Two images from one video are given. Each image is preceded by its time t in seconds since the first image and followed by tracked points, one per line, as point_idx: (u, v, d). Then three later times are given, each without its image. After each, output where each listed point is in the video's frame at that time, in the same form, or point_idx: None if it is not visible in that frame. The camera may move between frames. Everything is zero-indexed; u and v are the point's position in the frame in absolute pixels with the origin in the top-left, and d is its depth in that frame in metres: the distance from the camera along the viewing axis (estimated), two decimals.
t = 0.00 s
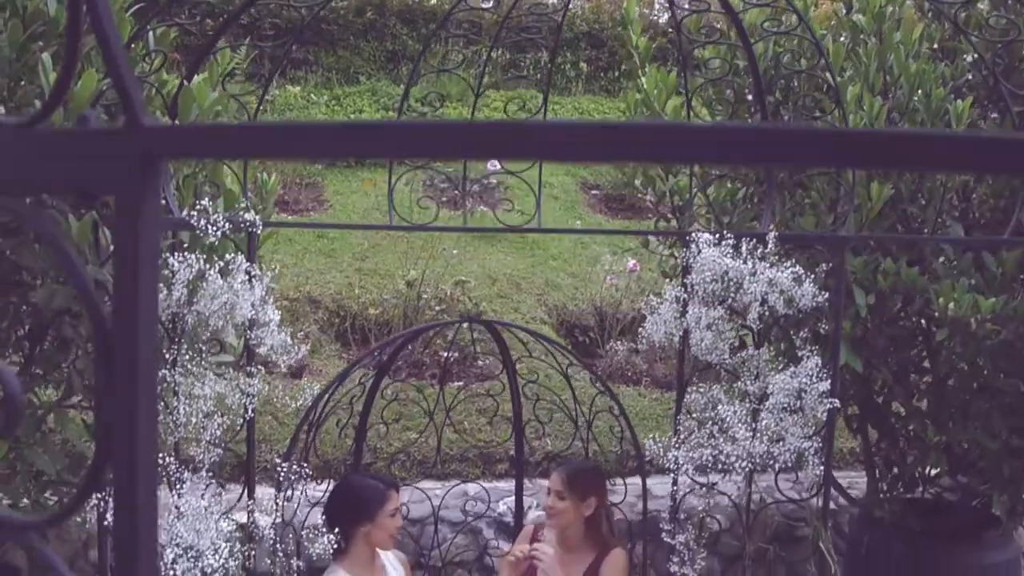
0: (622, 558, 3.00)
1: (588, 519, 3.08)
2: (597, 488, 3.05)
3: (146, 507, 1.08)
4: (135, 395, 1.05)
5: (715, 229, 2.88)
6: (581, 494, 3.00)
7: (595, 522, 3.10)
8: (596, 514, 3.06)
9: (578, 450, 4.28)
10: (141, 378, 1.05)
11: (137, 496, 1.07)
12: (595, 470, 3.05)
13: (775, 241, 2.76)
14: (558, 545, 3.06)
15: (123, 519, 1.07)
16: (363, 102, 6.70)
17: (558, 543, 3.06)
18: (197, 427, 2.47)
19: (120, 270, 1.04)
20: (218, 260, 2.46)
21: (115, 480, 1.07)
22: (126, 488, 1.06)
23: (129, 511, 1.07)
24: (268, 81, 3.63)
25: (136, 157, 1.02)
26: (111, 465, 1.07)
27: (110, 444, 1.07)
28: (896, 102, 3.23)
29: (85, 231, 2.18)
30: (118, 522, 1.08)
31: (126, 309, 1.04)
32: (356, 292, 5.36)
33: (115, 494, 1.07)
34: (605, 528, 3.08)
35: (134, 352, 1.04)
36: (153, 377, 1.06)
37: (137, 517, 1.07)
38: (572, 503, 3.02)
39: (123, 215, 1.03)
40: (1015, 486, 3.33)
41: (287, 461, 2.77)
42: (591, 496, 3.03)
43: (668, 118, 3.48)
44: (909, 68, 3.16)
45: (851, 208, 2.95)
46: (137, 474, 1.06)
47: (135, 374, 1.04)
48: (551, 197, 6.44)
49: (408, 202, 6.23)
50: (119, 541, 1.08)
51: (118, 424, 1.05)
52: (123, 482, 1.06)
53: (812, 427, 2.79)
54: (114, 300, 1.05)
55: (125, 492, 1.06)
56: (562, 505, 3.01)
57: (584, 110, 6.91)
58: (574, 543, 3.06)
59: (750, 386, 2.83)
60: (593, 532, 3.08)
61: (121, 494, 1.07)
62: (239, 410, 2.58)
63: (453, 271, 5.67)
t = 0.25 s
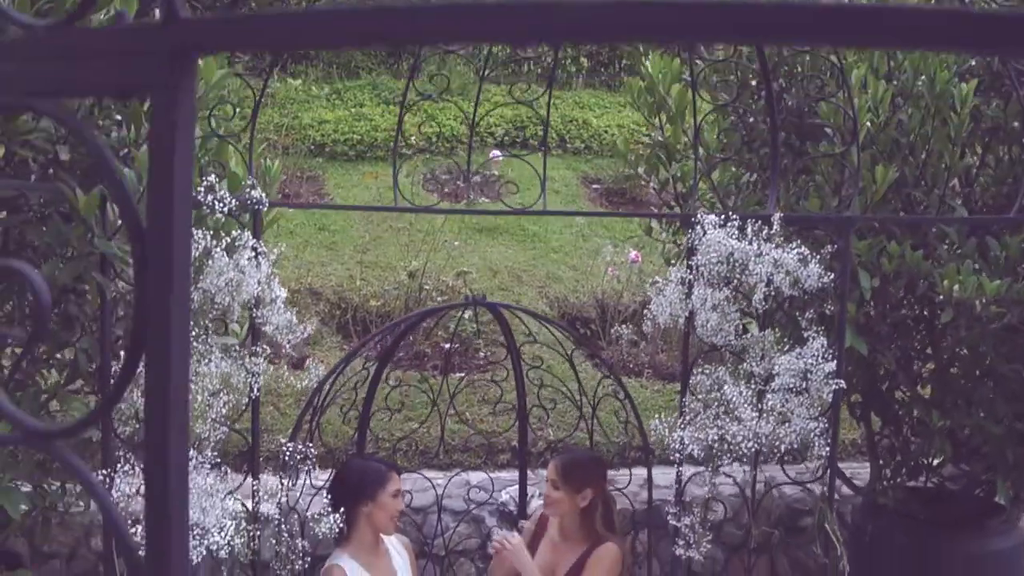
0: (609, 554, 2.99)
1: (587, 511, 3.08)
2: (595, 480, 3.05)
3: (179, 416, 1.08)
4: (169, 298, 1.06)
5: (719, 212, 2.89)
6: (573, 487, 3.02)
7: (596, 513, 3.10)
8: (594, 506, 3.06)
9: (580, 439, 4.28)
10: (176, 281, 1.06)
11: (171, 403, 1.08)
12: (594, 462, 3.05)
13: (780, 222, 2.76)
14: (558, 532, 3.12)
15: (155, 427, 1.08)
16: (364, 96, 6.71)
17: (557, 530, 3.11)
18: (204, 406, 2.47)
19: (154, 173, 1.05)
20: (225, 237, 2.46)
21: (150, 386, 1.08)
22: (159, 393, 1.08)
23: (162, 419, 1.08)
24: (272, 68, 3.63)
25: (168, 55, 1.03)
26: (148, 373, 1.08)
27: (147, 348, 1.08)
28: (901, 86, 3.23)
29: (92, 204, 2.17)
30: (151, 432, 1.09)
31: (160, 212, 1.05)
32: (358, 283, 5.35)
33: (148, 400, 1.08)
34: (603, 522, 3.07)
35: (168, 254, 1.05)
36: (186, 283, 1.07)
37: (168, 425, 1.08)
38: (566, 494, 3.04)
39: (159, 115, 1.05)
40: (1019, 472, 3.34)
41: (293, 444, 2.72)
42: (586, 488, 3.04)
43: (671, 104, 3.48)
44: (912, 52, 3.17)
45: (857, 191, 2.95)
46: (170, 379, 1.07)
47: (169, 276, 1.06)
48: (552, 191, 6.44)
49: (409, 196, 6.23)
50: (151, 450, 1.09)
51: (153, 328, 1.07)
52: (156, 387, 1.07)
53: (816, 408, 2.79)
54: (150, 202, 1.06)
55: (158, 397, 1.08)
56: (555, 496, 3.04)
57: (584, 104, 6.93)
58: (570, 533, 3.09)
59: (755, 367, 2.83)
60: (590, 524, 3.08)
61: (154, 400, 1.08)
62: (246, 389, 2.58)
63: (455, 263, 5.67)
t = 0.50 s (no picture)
0: (583, 540, 2.97)
1: (574, 501, 3.08)
2: (582, 469, 3.06)
3: (205, 361, 1.11)
4: (196, 245, 1.09)
5: (723, 193, 2.89)
6: (558, 474, 3.03)
7: (584, 504, 3.09)
8: (580, 497, 3.06)
9: (581, 428, 4.27)
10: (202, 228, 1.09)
11: (197, 348, 1.10)
12: (583, 452, 3.07)
13: (784, 202, 2.76)
14: (546, 522, 3.13)
15: (178, 373, 1.11)
16: (363, 90, 6.69)
17: (547, 518, 3.12)
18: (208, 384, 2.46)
19: (181, 122, 1.08)
20: (229, 214, 2.45)
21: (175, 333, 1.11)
22: (185, 340, 1.10)
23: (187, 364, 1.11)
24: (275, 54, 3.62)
25: None
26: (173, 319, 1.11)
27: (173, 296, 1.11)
28: (904, 70, 3.23)
29: (96, 176, 2.11)
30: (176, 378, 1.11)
31: (187, 160, 1.08)
32: (358, 275, 5.34)
33: (173, 348, 1.11)
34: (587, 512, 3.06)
35: (196, 201, 1.08)
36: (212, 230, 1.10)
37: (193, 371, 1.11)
38: (553, 482, 3.05)
39: (184, 65, 1.07)
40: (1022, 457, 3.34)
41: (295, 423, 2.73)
42: (573, 477, 3.04)
43: (674, 90, 3.48)
44: (916, 36, 3.18)
45: (861, 171, 2.95)
46: (198, 325, 1.10)
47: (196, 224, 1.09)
48: (552, 184, 6.45)
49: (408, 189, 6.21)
50: (175, 395, 1.11)
51: (180, 276, 1.10)
52: (182, 334, 1.10)
53: (821, 389, 2.78)
54: (176, 152, 1.09)
55: (184, 343, 1.10)
56: (542, 483, 3.06)
57: (583, 99, 6.93)
58: (556, 522, 3.09)
59: (759, 349, 2.82)
60: (576, 514, 3.08)
61: (179, 345, 1.10)
62: (249, 369, 2.57)
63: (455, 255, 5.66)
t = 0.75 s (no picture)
0: (554, 526, 2.95)
1: (558, 490, 3.06)
2: (568, 459, 3.03)
3: (224, 356, 1.15)
4: (216, 247, 1.14)
5: (725, 175, 2.89)
6: (542, 462, 3.01)
7: (569, 494, 3.07)
8: (563, 486, 3.04)
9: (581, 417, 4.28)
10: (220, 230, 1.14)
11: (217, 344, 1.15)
12: (571, 441, 3.04)
13: (787, 183, 2.76)
14: (532, 509, 3.11)
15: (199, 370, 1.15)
16: (362, 84, 6.69)
17: (531, 508, 3.11)
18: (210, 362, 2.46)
19: (201, 129, 1.13)
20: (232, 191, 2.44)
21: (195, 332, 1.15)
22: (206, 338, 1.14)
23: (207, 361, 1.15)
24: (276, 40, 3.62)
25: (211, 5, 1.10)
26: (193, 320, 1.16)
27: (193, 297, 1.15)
28: (906, 54, 3.24)
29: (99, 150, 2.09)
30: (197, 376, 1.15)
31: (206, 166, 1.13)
32: (357, 267, 5.33)
33: (195, 345, 1.15)
34: (568, 501, 3.03)
35: (215, 204, 1.13)
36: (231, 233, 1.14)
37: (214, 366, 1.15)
38: (538, 470, 3.03)
39: (202, 74, 1.12)
40: None
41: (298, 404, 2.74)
42: (559, 466, 3.02)
43: (676, 75, 3.49)
44: (918, 20, 3.18)
45: (863, 154, 2.95)
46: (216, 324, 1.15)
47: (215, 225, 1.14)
48: (551, 178, 6.45)
49: (408, 182, 6.18)
50: (195, 392, 1.16)
51: (199, 278, 1.14)
52: (202, 332, 1.15)
53: (824, 370, 2.78)
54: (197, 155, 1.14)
55: (203, 342, 1.14)
56: (528, 470, 3.05)
57: (582, 93, 6.94)
58: (539, 509, 3.07)
59: (762, 330, 2.81)
60: (558, 504, 3.05)
61: (199, 342, 1.15)
62: (251, 347, 2.57)
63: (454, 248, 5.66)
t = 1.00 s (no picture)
0: (543, 512, 2.91)
1: (548, 476, 3.02)
2: (558, 445, 2.98)
3: (240, 351, 1.19)
4: (233, 243, 1.17)
5: (728, 158, 2.88)
6: (533, 448, 2.97)
7: (558, 480, 3.03)
8: (553, 472, 2.99)
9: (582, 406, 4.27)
10: (237, 227, 1.17)
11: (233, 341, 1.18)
12: (561, 427, 2.99)
13: (790, 165, 2.75)
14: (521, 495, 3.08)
15: (217, 362, 1.19)
16: (362, 79, 6.69)
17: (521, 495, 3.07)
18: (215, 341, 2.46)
19: (217, 128, 1.15)
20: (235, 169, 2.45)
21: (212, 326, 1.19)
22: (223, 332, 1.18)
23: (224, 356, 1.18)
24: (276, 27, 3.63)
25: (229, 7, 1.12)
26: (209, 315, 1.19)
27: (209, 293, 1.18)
28: (906, 39, 3.25)
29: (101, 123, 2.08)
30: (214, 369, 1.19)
31: (223, 163, 1.15)
32: (357, 259, 5.32)
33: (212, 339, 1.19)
34: (557, 487, 2.99)
35: (231, 202, 1.16)
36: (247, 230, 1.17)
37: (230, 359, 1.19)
38: (528, 456, 2.99)
39: (220, 71, 1.14)
40: None
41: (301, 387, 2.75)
42: (549, 453, 2.98)
43: (677, 61, 3.49)
44: (919, 5, 3.19)
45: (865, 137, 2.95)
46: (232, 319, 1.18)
47: (232, 223, 1.17)
48: (550, 172, 6.45)
49: (407, 175, 6.16)
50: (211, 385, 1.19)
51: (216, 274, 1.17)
52: (219, 326, 1.18)
53: (826, 353, 2.78)
54: (213, 153, 1.16)
55: (220, 336, 1.18)
56: (518, 456, 3.01)
57: (582, 88, 6.95)
58: (527, 494, 3.04)
59: (765, 312, 2.81)
60: (549, 490, 3.01)
61: (217, 335, 1.18)
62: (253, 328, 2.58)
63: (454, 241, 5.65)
